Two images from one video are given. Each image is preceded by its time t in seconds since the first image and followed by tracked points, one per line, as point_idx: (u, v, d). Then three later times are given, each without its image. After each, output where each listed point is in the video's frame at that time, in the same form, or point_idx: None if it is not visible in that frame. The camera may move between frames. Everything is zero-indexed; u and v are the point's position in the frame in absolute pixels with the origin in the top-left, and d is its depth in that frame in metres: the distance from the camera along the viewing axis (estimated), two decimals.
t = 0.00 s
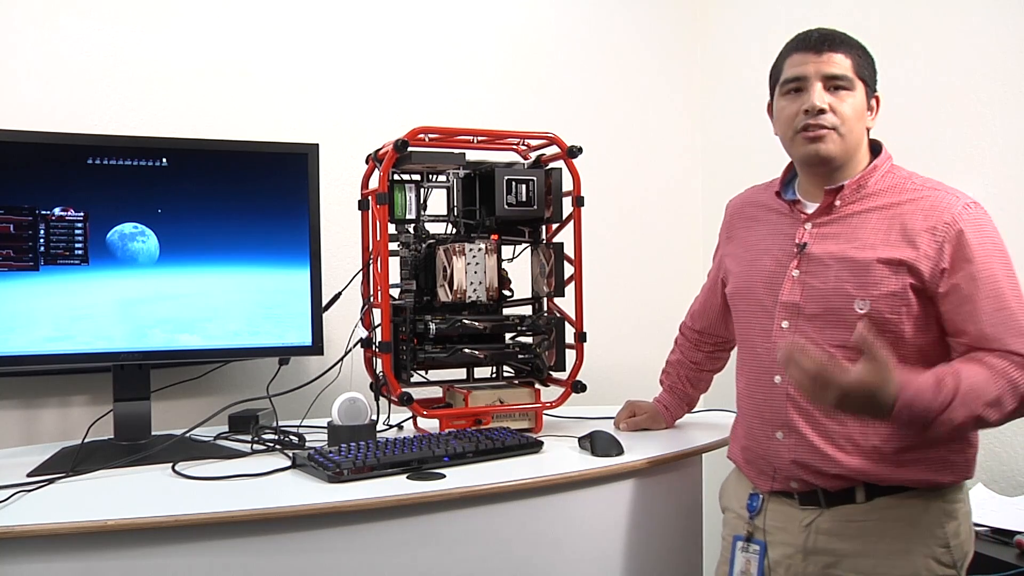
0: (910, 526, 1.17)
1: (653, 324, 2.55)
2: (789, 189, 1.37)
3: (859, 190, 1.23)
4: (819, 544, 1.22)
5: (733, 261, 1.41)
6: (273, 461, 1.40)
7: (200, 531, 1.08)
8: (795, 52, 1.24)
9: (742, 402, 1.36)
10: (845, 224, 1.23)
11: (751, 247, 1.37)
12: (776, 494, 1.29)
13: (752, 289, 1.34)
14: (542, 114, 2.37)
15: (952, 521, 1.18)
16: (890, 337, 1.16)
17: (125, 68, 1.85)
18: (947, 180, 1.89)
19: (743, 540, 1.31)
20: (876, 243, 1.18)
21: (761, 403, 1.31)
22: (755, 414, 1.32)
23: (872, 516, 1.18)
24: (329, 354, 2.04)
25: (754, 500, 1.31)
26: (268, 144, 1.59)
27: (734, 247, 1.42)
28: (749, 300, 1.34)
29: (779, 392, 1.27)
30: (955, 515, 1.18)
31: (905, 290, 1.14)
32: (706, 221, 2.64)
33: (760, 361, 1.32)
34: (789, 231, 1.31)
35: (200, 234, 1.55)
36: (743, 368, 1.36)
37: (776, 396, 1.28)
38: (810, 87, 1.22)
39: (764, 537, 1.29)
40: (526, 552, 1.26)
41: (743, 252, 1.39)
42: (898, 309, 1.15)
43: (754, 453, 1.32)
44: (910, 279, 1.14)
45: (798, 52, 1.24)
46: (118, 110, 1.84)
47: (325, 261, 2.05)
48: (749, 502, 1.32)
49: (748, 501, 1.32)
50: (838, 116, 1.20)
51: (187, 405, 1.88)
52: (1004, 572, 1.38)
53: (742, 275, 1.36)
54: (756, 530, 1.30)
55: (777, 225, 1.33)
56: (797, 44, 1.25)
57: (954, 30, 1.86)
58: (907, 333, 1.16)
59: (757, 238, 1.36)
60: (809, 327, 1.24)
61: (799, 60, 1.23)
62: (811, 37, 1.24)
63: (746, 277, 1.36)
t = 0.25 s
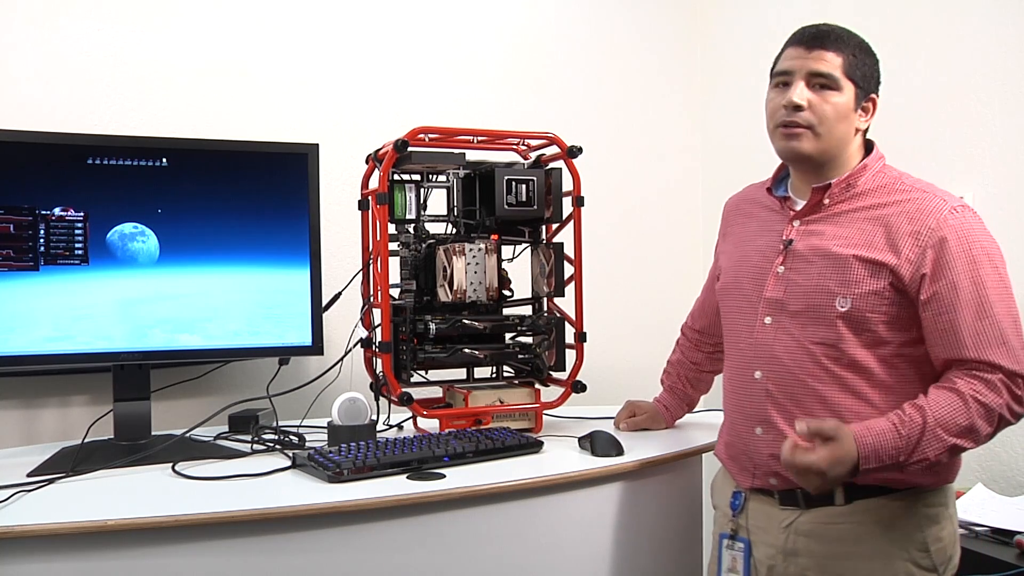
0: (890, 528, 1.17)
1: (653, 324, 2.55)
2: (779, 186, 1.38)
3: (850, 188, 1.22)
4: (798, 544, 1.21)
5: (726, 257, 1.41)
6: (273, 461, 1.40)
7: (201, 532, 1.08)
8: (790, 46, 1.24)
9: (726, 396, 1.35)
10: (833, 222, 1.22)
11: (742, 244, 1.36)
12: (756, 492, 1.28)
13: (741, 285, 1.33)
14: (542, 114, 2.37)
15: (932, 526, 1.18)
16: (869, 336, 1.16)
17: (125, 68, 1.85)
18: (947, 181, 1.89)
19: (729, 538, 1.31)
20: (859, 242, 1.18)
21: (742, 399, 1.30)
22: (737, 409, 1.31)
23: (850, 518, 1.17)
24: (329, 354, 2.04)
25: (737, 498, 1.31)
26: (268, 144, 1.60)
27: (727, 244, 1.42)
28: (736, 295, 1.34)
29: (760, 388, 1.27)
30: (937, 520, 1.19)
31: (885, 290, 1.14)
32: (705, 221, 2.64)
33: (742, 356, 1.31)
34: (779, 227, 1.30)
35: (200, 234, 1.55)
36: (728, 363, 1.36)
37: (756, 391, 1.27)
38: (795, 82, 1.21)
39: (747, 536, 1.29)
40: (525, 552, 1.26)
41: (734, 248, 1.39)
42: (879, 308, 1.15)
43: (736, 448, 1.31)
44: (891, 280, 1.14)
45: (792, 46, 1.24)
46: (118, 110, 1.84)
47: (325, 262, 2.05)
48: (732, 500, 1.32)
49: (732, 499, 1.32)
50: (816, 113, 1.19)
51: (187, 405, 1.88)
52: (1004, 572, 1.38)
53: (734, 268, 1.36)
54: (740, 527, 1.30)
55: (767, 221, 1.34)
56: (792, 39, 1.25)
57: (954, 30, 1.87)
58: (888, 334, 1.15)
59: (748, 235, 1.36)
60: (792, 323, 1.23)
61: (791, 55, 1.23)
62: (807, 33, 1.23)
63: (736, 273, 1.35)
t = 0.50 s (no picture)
0: (883, 529, 1.16)
1: (653, 324, 2.55)
2: (773, 187, 1.38)
3: (846, 190, 1.22)
4: (793, 547, 1.21)
5: (720, 257, 1.40)
6: (273, 461, 1.40)
7: (200, 532, 1.08)
8: (791, 48, 1.22)
9: (721, 399, 1.35)
10: (831, 225, 1.22)
11: (740, 245, 1.35)
12: (752, 495, 1.28)
13: (737, 288, 1.32)
14: (541, 114, 2.37)
15: (926, 526, 1.16)
16: (867, 341, 1.15)
17: (124, 68, 1.85)
18: (947, 180, 1.89)
19: (723, 538, 1.33)
20: (857, 246, 1.17)
21: (737, 402, 1.30)
22: (732, 412, 1.31)
23: (844, 521, 1.17)
24: (329, 354, 2.04)
25: (731, 500, 1.31)
26: (268, 144, 1.60)
27: (722, 244, 1.41)
28: (730, 298, 1.34)
29: (755, 391, 1.27)
30: (930, 520, 1.17)
31: (883, 295, 1.13)
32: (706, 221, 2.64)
33: (737, 358, 1.31)
34: (773, 229, 1.30)
35: (200, 234, 1.55)
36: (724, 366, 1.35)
37: (752, 394, 1.27)
38: (800, 88, 1.20)
39: (741, 537, 1.30)
40: (525, 552, 1.26)
41: (729, 249, 1.39)
42: (877, 312, 1.14)
43: (731, 451, 1.31)
44: (889, 284, 1.13)
45: (794, 49, 1.22)
46: (118, 110, 1.84)
47: (325, 262, 2.05)
48: (726, 501, 1.32)
49: (727, 501, 1.32)
50: (823, 120, 1.18)
51: (187, 405, 1.88)
52: (1004, 572, 1.38)
53: (728, 271, 1.35)
54: (733, 529, 1.31)
55: (762, 223, 1.34)
56: (794, 40, 1.23)
57: (954, 29, 1.86)
58: (885, 338, 1.15)
59: (744, 237, 1.36)
60: (789, 327, 1.23)
61: (793, 58, 1.21)
62: (809, 35, 1.21)
63: (729, 275, 1.35)
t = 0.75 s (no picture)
0: (897, 527, 1.15)
1: (653, 324, 2.55)
2: (772, 189, 1.34)
3: (846, 189, 1.20)
4: (809, 548, 1.19)
5: (716, 260, 1.37)
6: (273, 462, 1.40)
7: (201, 532, 1.08)
8: (786, 48, 1.21)
9: (727, 400, 1.32)
10: (834, 223, 1.20)
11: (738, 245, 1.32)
12: (764, 499, 1.25)
13: (737, 292, 1.30)
14: (541, 114, 2.37)
15: (939, 522, 1.16)
16: (882, 338, 1.15)
17: (124, 68, 1.85)
18: (946, 180, 1.89)
19: (729, 543, 1.30)
20: (864, 243, 1.16)
21: (748, 403, 1.27)
22: (741, 414, 1.28)
23: (862, 520, 1.16)
24: (329, 354, 2.04)
25: (738, 503, 1.28)
26: (268, 144, 1.60)
27: (716, 246, 1.38)
28: (731, 301, 1.31)
29: (768, 393, 1.24)
30: (942, 515, 1.16)
31: (896, 291, 1.12)
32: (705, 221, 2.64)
33: (746, 361, 1.27)
34: (773, 230, 1.27)
35: (200, 234, 1.55)
36: (729, 368, 1.32)
37: (765, 396, 1.24)
38: (797, 88, 1.19)
39: (748, 541, 1.27)
40: (526, 552, 1.26)
41: (725, 250, 1.35)
42: (892, 309, 1.13)
43: (740, 454, 1.28)
44: (901, 279, 1.13)
45: (788, 49, 1.21)
46: (118, 110, 1.84)
47: (325, 262, 2.05)
48: (732, 505, 1.30)
49: (733, 504, 1.29)
50: (822, 120, 1.17)
51: (187, 405, 1.88)
52: (1004, 572, 1.38)
53: (727, 275, 1.32)
54: (741, 533, 1.28)
55: (758, 223, 1.31)
56: (787, 40, 1.21)
57: (954, 30, 1.87)
58: (901, 334, 1.14)
59: (741, 238, 1.32)
60: (801, 328, 1.20)
61: (789, 58, 1.20)
62: (803, 35, 1.20)
63: (728, 278, 1.32)
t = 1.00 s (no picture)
0: (913, 525, 1.16)
1: (653, 324, 2.55)
2: (784, 188, 1.33)
3: (861, 190, 1.21)
4: (825, 546, 1.20)
5: (721, 259, 1.37)
6: (273, 461, 1.40)
7: (201, 532, 1.08)
8: (799, 49, 1.21)
9: (739, 401, 1.32)
10: (851, 223, 1.20)
11: (745, 246, 1.32)
12: (780, 500, 1.25)
13: (748, 291, 1.29)
14: (542, 115, 2.37)
15: (952, 518, 1.17)
16: (900, 337, 1.15)
17: (125, 68, 1.85)
18: (946, 181, 1.89)
19: (742, 544, 1.29)
20: (884, 243, 1.17)
21: (765, 404, 1.26)
22: (757, 415, 1.27)
23: (879, 516, 1.17)
24: (329, 354, 2.04)
25: (751, 503, 1.28)
26: (268, 144, 1.60)
27: (722, 246, 1.38)
28: (744, 301, 1.30)
29: (788, 394, 1.23)
30: (955, 511, 1.18)
31: (916, 290, 1.13)
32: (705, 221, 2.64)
33: (764, 362, 1.27)
34: (785, 230, 1.27)
35: (200, 234, 1.55)
36: (741, 368, 1.32)
37: (785, 397, 1.23)
38: (812, 88, 1.18)
39: (763, 541, 1.27)
40: (527, 552, 1.26)
41: (733, 250, 1.35)
42: (911, 309, 1.14)
43: (755, 454, 1.28)
44: (920, 279, 1.14)
45: (801, 50, 1.21)
46: (118, 110, 1.84)
47: (325, 262, 2.05)
48: (745, 505, 1.29)
49: (745, 504, 1.29)
50: (838, 120, 1.17)
51: (187, 405, 1.88)
52: (1005, 572, 1.38)
53: (737, 274, 1.32)
54: (755, 532, 1.28)
55: (767, 222, 1.31)
56: (799, 40, 1.21)
57: (953, 30, 1.87)
58: (918, 334, 1.15)
59: (751, 237, 1.32)
60: (819, 327, 1.20)
61: (803, 59, 1.20)
62: (815, 35, 1.20)
63: (738, 277, 1.32)
